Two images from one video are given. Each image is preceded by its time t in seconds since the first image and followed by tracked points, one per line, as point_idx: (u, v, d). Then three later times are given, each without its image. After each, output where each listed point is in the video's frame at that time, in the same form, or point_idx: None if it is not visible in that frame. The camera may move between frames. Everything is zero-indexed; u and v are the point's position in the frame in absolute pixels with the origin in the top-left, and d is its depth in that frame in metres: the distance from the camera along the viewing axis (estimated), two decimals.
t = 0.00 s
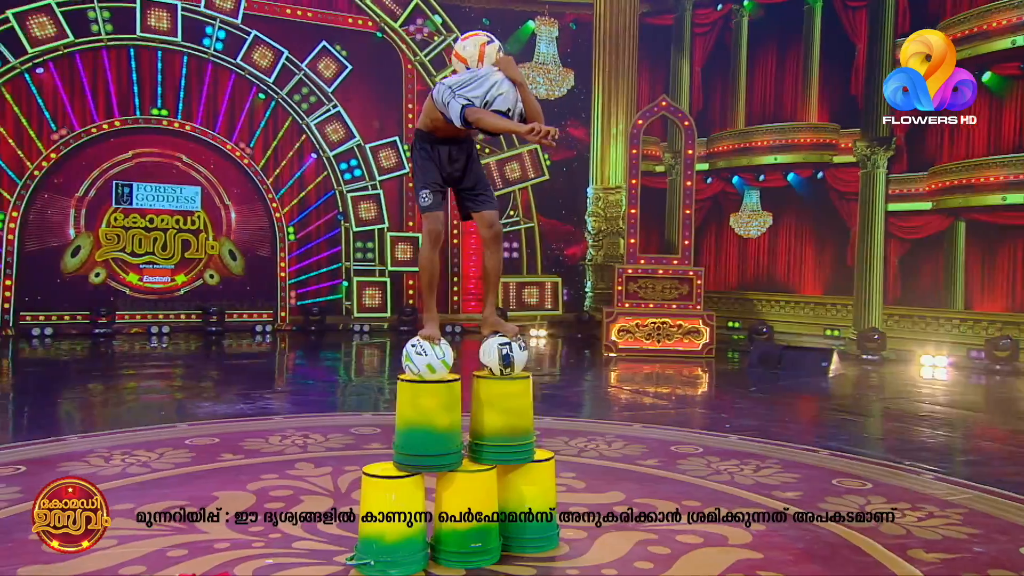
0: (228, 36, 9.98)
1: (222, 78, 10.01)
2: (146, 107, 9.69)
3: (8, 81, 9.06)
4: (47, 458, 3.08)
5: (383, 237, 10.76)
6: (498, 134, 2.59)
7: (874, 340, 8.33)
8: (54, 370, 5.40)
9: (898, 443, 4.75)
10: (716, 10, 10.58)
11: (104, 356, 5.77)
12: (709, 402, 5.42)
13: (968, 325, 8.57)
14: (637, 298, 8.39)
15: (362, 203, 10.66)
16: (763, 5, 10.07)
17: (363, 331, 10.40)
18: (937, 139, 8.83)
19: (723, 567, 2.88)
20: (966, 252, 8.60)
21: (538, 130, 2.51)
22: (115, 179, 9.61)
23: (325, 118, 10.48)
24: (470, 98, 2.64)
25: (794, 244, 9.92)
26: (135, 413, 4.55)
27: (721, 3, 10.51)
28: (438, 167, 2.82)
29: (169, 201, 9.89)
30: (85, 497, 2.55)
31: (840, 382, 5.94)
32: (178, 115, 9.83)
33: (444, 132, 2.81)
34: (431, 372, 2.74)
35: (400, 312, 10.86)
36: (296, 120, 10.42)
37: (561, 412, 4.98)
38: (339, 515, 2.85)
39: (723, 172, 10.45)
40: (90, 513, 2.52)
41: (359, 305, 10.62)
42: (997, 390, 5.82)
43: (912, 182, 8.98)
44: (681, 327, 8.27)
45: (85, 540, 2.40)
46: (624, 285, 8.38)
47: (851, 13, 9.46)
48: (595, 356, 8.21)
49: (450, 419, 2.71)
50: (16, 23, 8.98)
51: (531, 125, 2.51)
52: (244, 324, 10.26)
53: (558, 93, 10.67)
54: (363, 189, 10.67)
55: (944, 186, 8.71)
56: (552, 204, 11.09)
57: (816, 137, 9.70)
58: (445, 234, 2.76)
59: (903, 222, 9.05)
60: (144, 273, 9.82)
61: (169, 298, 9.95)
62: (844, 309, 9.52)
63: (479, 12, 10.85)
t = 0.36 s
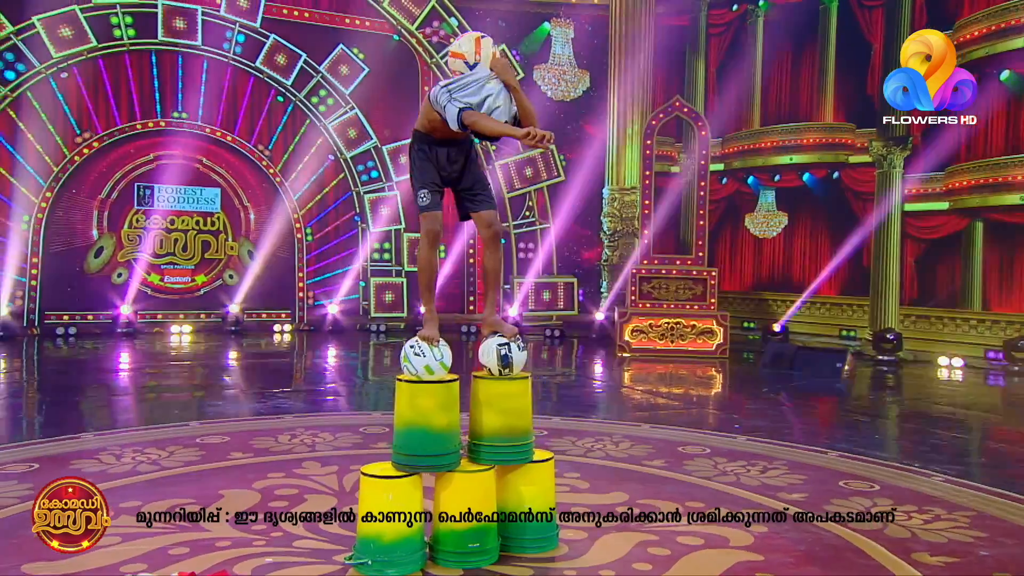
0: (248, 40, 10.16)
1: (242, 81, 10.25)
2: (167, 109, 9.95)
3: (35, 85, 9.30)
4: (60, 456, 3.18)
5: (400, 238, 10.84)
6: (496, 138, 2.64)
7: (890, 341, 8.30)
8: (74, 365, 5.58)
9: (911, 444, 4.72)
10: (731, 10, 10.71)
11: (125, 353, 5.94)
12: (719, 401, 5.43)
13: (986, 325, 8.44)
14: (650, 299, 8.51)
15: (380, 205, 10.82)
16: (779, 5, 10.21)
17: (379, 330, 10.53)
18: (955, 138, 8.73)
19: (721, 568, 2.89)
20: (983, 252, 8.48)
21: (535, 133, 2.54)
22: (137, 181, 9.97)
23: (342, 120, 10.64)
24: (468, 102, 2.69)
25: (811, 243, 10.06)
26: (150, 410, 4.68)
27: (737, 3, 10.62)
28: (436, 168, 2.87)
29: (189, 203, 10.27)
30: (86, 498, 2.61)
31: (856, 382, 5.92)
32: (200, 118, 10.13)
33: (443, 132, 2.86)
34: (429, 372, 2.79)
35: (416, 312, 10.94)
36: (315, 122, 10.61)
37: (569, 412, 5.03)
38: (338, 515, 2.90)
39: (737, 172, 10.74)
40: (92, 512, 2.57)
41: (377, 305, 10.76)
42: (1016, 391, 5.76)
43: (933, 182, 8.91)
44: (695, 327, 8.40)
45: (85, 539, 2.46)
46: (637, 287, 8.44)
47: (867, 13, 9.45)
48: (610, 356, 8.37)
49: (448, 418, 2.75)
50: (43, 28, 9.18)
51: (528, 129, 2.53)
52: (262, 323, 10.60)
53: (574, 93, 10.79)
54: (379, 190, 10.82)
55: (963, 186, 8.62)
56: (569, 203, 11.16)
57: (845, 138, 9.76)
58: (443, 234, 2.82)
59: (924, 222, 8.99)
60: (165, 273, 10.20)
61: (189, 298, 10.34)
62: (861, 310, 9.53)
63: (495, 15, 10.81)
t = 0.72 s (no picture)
0: (266, 44, 10.34)
1: (260, 83, 10.45)
2: (187, 112, 10.14)
3: (58, 90, 9.46)
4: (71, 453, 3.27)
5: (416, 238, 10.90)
6: (492, 142, 2.70)
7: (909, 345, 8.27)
8: (89, 363, 5.72)
9: (922, 446, 4.70)
10: (746, 11, 10.57)
11: (140, 352, 6.09)
12: (730, 402, 5.44)
13: (1005, 328, 8.25)
14: (665, 300, 8.55)
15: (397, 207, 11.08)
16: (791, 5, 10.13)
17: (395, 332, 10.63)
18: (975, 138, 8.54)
19: (719, 570, 2.90)
20: (999, 252, 8.31)
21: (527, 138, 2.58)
22: (158, 183, 10.08)
23: (359, 121, 10.83)
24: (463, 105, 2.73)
25: (827, 243, 9.92)
26: (164, 408, 4.78)
27: (752, 3, 10.51)
28: (434, 169, 2.91)
29: (208, 204, 10.38)
30: (86, 497, 2.63)
31: (870, 383, 5.90)
32: (219, 121, 10.31)
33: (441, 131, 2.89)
34: (426, 372, 2.81)
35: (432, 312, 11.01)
36: (332, 125, 10.80)
37: (579, 412, 5.06)
38: (338, 515, 2.95)
39: (753, 172, 10.53)
40: (92, 513, 2.61)
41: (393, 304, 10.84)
42: None
43: (951, 181, 8.79)
44: (708, 328, 8.40)
45: (85, 540, 2.51)
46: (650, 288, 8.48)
47: (884, 13, 9.32)
48: (623, 356, 8.40)
49: (443, 419, 2.79)
50: (66, 34, 9.32)
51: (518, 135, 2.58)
52: (278, 323, 10.75)
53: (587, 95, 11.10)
54: (397, 192, 11.07)
55: (982, 185, 8.45)
56: (585, 204, 11.34)
57: (855, 138, 9.64)
58: (440, 235, 2.87)
59: (940, 221, 8.86)
60: (185, 273, 10.31)
61: (209, 298, 10.42)
62: (876, 311, 9.45)
63: (511, 17, 11.09)
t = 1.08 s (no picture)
0: (284, 47, 10.44)
1: (278, 86, 10.55)
2: (207, 116, 10.28)
3: (81, 94, 9.68)
4: (83, 451, 3.37)
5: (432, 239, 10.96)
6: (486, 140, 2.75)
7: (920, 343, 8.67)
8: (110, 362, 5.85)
9: (933, 448, 4.68)
10: (761, 11, 10.62)
11: (155, 350, 6.23)
12: (741, 403, 5.44)
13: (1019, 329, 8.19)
14: (677, 300, 8.59)
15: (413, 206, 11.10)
16: (807, 3, 10.09)
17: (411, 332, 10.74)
18: (988, 138, 8.56)
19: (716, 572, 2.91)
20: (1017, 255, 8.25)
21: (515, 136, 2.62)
22: (178, 186, 10.25)
23: (376, 124, 10.94)
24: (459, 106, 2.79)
25: (843, 243, 9.88)
26: (179, 407, 4.88)
27: (767, 4, 10.50)
28: (431, 170, 2.97)
29: (227, 205, 10.51)
30: (84, 497, 2.65)
31: (884, 384, 5.87)
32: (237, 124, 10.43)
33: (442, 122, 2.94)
34: (421, 373, 2.85)
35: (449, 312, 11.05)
36: (348, 126, 10.89)
37: (588, 412, 5.09)
38: (338, 515, 3.00)
39: (768, 173, 10.51)
40: (92, 512, 2.64)
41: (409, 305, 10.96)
42: None
43: (965, 181, 8.75)
44: (722, 328, 8.39)
45: (85, 540, 2.56)
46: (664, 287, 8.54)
47: (900, 11, 9.33)
48: (636, 357, 8.43)
49: (439, 420, 2.83)
50: (89, 40, 9.55)
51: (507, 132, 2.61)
52: (295, 323, 10.82)
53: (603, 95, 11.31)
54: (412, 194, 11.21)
55: (995, 186, 8.42)
56: (598, 205, 11.49)
57: (865, 137, 9.64)
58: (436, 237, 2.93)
59: (956, 221, 8.82)
60: (205, 274, 10.43)
61: (228, 298, 10.54)
62: (893, 312, 9.42)
63: (526, 19, 11.22)
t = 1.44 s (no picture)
0: (300, 50, 10.62)
1: (294, 89, 10.68)
2: (224, 118, 10.43)
3: (102, 99, 9.87)
4: (93, 449, 3.46)
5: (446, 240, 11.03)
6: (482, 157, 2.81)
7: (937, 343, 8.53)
8: (130, 360, 5.97)
9: (943, 450, 4.65)
10: (775, 11, 10.64)
11: (173, 349, 6.35)
12: (751, 403, 5.44)
13: None
14: (688, 300, 8.65)
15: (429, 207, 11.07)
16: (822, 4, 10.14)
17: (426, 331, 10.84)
18: (1005, 136, 8.73)
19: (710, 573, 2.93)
20: None
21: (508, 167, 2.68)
22: (196, 188, 10.39)
23: (391, 125, 11.09)
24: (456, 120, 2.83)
25: (857, 243, 9.97)
26: (195, 405, 4.97)
27: (781, 4, 10.54)
28: (426, 174, 3.05)
29: (246, 207, 10.65)
30: (85, 497, 2.71)
31: (897, 387, 5.84)
32: (255, 126, 10.56)
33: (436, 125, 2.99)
34: (416, 370, 2.87)
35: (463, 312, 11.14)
36: (363, 128, 11.01)
37: (597, 413, 5.12)
38: (338, 515, 3.05)
39: (782, 173, 10.57)
40: (92, 512, 2.70)
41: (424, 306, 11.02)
42: None
43: (982, 180, 8.89)
44: (733, 329, 8.40)
45: (85, 539, 2.62)
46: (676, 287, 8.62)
47: (914, 10, 9.44)
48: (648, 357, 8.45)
49: (434, 421, 2.88)
50: (110, 44, 9.77)
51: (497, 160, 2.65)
52: (313, 323, 10.95)
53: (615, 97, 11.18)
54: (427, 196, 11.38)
55: (1011, 186, 8.60)
56: (612, 205, 11.52)
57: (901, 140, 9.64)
58: (432, 240, 3.00)
59: (971, 221, 8.98)
60: (222, 275, 10.60)
61: (245, 298, 10.70)
62: (906, 311, 9.55)
63: (539, 21, 11.33)
